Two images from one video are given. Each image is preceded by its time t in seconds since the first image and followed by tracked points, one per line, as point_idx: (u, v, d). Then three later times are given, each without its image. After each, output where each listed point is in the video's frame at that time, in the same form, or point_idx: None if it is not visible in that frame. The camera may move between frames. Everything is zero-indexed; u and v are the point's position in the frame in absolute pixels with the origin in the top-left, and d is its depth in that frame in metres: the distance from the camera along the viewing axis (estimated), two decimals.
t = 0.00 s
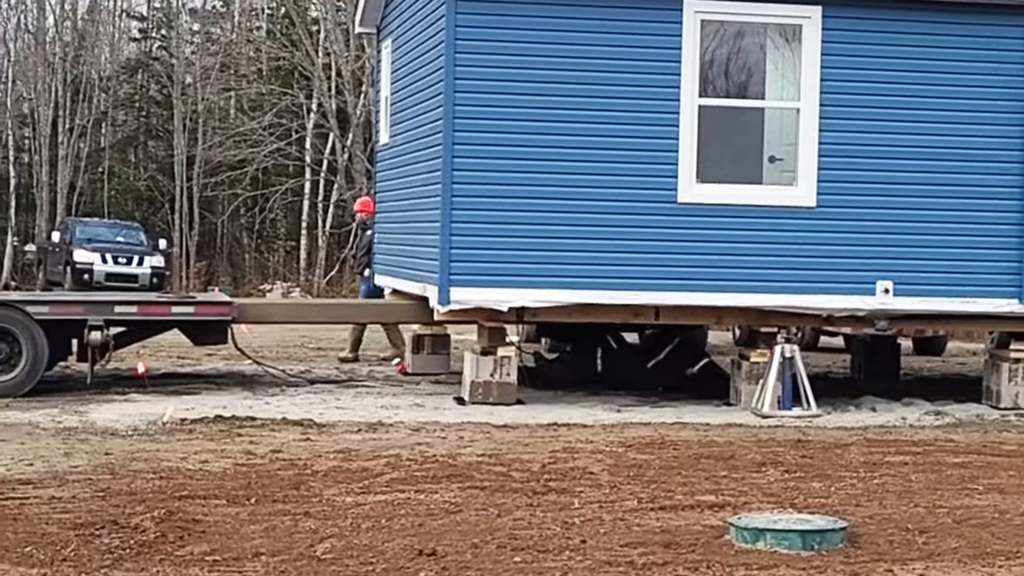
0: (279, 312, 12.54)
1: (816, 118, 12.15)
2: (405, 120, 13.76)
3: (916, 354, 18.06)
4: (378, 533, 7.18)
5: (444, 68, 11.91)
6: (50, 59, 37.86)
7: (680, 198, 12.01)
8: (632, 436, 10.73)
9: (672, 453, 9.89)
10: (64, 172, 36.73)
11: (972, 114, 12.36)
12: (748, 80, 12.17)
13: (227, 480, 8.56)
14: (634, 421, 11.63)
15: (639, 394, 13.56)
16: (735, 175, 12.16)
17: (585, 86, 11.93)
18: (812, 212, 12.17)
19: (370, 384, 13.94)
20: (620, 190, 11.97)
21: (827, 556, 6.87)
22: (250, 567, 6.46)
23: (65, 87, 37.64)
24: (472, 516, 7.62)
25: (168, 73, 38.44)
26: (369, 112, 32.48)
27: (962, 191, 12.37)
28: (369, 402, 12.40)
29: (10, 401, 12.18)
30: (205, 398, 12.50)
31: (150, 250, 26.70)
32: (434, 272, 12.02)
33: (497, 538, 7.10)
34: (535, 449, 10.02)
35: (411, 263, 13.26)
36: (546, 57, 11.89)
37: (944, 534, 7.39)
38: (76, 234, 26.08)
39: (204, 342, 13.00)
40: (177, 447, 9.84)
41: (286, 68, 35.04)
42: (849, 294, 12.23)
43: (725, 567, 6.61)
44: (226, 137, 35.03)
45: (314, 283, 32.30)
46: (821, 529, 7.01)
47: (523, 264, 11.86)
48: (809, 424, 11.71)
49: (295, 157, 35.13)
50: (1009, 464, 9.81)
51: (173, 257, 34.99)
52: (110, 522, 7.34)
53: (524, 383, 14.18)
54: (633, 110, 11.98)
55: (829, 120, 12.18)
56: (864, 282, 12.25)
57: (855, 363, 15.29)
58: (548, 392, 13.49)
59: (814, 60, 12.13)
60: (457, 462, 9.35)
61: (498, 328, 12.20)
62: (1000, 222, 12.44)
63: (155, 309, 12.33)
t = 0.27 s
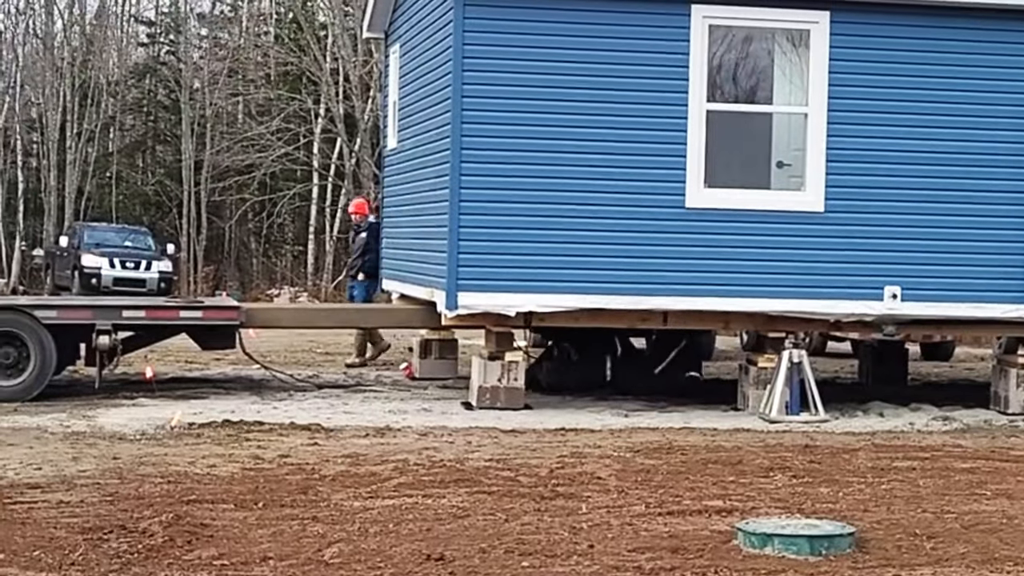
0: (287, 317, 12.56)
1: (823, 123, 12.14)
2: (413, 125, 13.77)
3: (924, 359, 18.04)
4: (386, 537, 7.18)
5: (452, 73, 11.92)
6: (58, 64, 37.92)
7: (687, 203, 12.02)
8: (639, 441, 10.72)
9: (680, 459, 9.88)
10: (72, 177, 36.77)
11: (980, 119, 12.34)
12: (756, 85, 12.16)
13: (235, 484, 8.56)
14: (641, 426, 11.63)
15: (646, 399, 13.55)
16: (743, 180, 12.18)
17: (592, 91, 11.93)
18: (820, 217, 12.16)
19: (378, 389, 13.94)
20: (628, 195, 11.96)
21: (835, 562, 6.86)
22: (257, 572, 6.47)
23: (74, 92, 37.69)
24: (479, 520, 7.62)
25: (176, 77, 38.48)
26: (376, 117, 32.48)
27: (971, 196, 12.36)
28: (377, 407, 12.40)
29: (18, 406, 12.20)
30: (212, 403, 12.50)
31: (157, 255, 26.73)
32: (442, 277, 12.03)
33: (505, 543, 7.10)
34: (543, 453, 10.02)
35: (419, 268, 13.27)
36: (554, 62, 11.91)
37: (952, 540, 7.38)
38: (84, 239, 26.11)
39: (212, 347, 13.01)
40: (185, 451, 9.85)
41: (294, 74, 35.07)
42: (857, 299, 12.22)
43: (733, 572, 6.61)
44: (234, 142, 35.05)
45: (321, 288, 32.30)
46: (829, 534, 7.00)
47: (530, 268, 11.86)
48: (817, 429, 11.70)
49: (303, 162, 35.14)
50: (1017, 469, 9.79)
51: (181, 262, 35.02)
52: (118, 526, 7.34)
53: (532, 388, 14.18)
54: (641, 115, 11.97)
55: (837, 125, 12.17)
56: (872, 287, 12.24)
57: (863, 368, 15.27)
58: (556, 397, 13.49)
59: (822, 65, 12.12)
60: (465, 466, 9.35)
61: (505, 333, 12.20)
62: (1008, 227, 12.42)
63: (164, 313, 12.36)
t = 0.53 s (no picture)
0: (292, 322, 12.56)
1: (829, 127, 12.14)
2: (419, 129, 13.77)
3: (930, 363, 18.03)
4: (393, 542, 7.18)
5: (458, 78, 11.93)
6: (65, 69, 37.95)
7: (693, 208, 12.01)
8: (646, 446, 10.72)
9: (687, 463, 9.88)
10: (79, 181, 36.79)
11: (986, 123, 12.34)
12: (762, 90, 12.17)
13: (242, 489, 8.57)
14: (648, 431, 11.62)
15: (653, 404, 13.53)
16: (749, 185, 12.17)
17: (599, 96, 11.94)
18: (826, 222, 12.16)
19: (384, 393, 13.94)
20: (635, 200, 11.97)
21: (842, 566, 6.86)
22: None
23: (80, 97, 37.72)
24: (486, 525, 7.62)
25: (182, 82, 38.51)
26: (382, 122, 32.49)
27: (977, 201, 12.36)
28: (383, 411, 12.40)
29: (24, 410, 12.20)
30: (219, 408, 12.51)
31: (164, 259, 26.75)
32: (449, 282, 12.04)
33: (511, 547, 7.11)
34: (549, 458, 10.02)
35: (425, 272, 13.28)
36: (561, 67, 11.92)
37: (958, 545, 7.38)
38: (91, 243, 26.13)
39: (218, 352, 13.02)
40: (191, 456, 9.85)
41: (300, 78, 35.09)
42: (862, 304, 12.22)
43: None
44: (240, 147, 35.06)
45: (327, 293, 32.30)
46: (836, 539, 7.00)
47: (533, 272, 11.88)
48: (823, 434, 11.69)
49: (309, 167, 35.16)
50: None
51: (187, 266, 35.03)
52: (124, 531, 7.34)
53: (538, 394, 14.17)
54: (647, 120, 11.98)
55: (843, 130, 12.17)
56: (878, 291, 12.23)
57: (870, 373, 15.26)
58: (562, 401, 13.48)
59: (828, 70, 12.12)
60: (471, 471, 9.35)
61: (512, 337, 12.20)
62: (1014, 232, 12.41)
63: (171, 317, 12.37)
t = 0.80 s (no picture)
0: (300, 326, 12.56)
1: (837, 132, 12.14)
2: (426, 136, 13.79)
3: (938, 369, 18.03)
4: (400, 547, 7.19)
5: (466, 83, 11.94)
6: (73, 74, 37.99)
7: (701, 213, 12.00)
8: (653, 451, 10.72)
9: (694, 469, 9.88)
10: (86, 187, 36.83)
11: (993, 128, 12.34)
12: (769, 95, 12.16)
13: (250, 494, 8.57)
14: (655, 436, 11.62)
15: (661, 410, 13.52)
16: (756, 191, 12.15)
17: (605, 101, 11.95)
18: (833, 227, 12.17)
19: (392, 399, 13.95)
20: (643, 206, 11.97)
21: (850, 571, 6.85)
22: None
23: (88, 102, 37.76)
24: (493, 530, 7.62)
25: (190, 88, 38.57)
26: (390, 127, 32.52)
27: (984, 206, 12.35)
28: (391, 417, 12.40)
29: (32, 415, 12.21)
30: (227, 413, 12.51)
31: (172, 264, 26.78)
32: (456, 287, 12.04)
33: (519, 552, 7.11)
34: (556, 463, 10.02)
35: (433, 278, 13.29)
36: (569, 72, 11.93)
37: (967, 549, 7.37)
38: (99, 249, 26.16)
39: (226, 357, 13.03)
40: (199, 461, 9.86)
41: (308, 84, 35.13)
42: (870, 309, 12.21)
43: None
44: (248, 152, 35.08)
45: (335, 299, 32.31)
46: (844, 543, 7.00)
47: (542, 278, 11.89)
48: (831, 439, 11.69)
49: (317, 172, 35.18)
50: None
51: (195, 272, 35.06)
52: (132, 536, 7.35)
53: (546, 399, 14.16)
54: (654, 125, 11.99)
55: (850, 135, 12.17)
56: (885, 296, 12.23)
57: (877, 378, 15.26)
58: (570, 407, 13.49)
59: (836, 75, 12.12)
60: (479, 476, 9.35)
61: (519, 343, 12.21)
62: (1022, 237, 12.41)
63: (178, 323, 12.38)
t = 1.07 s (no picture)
0: (308, 329, 12.57)
1: (845, 134, 12.13)
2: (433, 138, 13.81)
3: (946, 371, 18.02)
4: (408, 550, 7.19)
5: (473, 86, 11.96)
6: (81, 78, 38.04)
7: (708, 216, 12.03)
8: (661, 453, 10.72)
9: (702, 471, 9.88)
10: (95, 190, 36.88)
11: (1000, 130, 12.33)
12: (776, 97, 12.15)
13: (258, 497, 8.58)
14: (663, 439, 11.62)
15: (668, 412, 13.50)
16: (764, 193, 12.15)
17: (613, 104, 11.95)
18: (841, 229, 12.16)
19: (399, 401, 13.95)
20: (651, 208, 11.97)
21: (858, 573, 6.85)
22: None
23: (96, 106, 37.80)
24: (502, 533, 7.63)
25: (198, 91, 38.61)
26: (398, 130, 32.52)
27: (993, 208, 12.35)
28: (399, 419, 12.40)
29: (41, 418, 12.23)
30: (235, 416, 12.52)
31: (181, 267, 26.81)
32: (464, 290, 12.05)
33: (527, 555, 7.11)
34: (564, 466, 10.02)
35: (441, 280, 13.30)
36: (577, 74, 11.94)
37: (975, 552, 7.37)
38: (107, 252, 26.18)
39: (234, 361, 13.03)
40: (207, 464, 9.87)
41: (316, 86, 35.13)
42: (878, 311, 12.21)
43: None
44: (257, 155, 35.09)
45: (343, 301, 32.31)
46: (851, 546, 7.00)
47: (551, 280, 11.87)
48: (839, 442, 11.68)
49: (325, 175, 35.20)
50: None
51: (204, 274, 35.08)
52: (140, 539, 7.36)
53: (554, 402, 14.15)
54: (662, 127, 11.99)
55: (858, 137, 12.17)
56: (894, 299, 12.22)
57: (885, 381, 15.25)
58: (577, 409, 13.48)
59: (843, 77, 12.12)
60: (486, 479, 9.35)
61: (527, 345, 12.20)
62: None
63: (186, 326, 12.40)
